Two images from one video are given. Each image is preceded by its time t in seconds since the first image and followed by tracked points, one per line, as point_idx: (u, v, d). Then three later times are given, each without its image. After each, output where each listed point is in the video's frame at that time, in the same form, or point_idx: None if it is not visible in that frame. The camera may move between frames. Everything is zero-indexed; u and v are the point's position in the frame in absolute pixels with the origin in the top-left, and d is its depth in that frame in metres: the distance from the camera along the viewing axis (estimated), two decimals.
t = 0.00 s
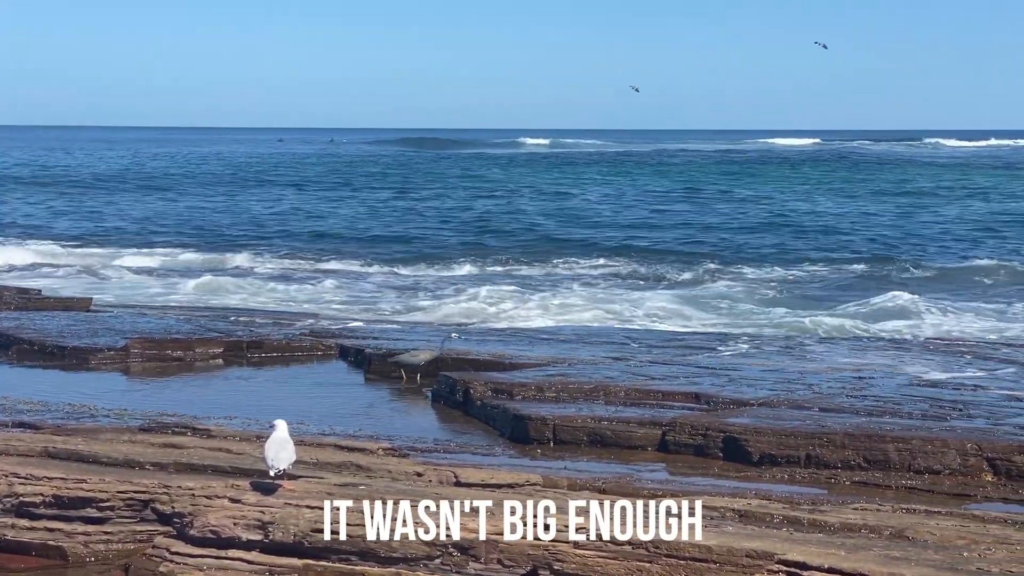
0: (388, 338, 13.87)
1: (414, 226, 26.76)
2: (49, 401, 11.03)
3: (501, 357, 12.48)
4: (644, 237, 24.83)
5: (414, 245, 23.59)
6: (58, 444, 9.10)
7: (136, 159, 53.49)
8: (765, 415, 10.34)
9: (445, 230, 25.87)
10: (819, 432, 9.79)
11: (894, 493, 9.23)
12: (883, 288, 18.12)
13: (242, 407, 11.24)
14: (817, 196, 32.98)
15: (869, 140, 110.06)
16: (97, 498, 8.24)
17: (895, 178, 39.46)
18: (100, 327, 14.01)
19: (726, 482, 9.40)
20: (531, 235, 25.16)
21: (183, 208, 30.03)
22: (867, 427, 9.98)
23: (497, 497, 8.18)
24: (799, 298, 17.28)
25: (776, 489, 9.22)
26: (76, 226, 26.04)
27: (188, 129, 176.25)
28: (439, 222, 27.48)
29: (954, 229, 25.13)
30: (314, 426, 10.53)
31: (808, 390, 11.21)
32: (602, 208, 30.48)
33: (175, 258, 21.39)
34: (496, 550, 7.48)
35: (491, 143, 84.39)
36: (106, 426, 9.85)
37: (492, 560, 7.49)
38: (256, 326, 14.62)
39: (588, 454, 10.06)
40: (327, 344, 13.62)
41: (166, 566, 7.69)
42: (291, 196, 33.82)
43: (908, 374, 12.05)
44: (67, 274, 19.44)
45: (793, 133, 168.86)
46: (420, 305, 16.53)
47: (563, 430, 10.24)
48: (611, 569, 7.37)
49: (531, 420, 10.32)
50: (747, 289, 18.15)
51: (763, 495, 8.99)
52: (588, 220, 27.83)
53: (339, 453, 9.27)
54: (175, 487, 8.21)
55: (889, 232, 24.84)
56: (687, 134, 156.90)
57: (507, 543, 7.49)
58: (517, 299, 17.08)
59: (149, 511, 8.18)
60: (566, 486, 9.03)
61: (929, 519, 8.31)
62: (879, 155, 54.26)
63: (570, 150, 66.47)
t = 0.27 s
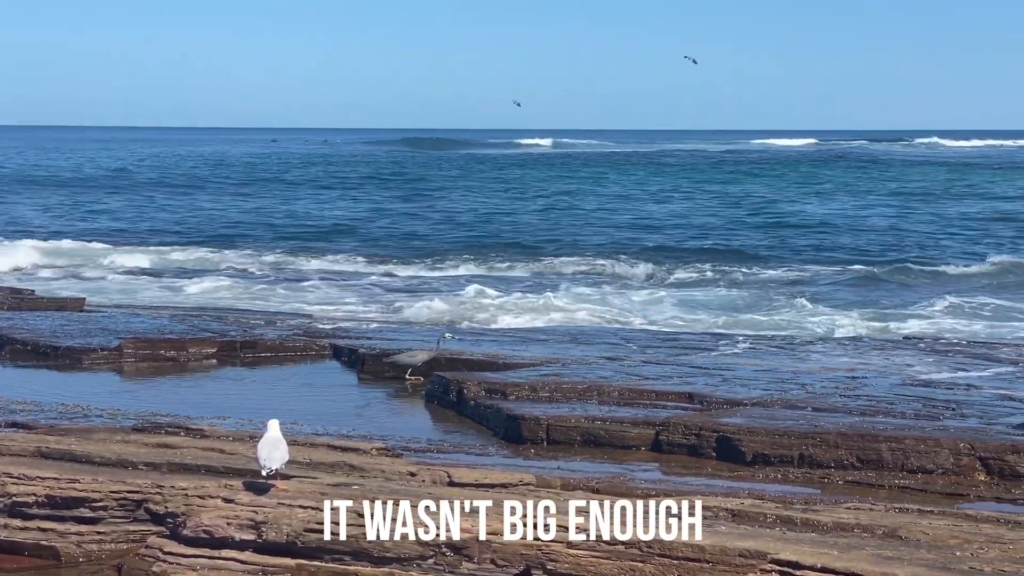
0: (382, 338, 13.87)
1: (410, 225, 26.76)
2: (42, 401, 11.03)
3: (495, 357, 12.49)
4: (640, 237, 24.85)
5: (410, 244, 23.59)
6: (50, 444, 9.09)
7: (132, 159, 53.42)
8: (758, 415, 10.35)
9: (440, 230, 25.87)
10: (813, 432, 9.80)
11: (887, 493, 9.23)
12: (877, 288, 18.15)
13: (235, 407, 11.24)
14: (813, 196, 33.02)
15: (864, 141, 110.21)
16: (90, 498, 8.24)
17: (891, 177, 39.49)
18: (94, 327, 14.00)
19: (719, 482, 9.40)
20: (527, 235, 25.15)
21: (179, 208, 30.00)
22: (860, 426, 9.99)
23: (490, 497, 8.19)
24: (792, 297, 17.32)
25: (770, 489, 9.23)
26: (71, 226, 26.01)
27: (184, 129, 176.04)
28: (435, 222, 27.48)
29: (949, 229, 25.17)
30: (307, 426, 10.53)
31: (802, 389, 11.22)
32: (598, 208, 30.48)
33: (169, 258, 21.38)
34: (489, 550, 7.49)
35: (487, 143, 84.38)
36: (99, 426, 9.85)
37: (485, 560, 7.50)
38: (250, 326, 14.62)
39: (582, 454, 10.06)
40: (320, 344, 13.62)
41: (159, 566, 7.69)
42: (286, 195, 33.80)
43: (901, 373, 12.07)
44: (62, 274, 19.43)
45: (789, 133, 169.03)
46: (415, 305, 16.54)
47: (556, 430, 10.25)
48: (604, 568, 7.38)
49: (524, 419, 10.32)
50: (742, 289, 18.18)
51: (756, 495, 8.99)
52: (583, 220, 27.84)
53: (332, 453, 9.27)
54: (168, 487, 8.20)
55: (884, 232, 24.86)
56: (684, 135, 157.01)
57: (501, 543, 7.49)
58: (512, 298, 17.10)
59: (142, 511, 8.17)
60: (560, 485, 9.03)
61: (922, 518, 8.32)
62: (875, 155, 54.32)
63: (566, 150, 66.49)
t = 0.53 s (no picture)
0: (376, 338, 13.87)
1: (405, 225, 26.75)
2: (35, 402, 11.01)
3: (489, 357, 12.48)
4: (635, 236, 24.86)
5: (404, 244, 23.58)
6: (43, 445, 9.07)
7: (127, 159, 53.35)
8: (751, 414, 10.36)
9: (435, 230, 25.86)
10: (806, 432, 9.80)
11: (880, 492, 9.24)
12: (872, 288, 18.18)
13: (229, 408, 11.23)
14: (808, 196, 33.05)
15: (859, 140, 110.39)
16: (83, 498, 8.22)
17: (887, 177, 39.52)
18: (87, 327, 13.98)
19: (713, 481, 9.41)
20: (522, 235, 25.16)
21: (173, 208, 29.97)
22: (854, 426, 10.00)
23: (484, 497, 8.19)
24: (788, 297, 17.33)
25: (763, 488, 9.23)
26: (65, 226, 25.97)
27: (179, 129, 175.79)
28: (430, 222, 27.48)
29: (943, 229, 25.21)
30: (300, 426, 10.53)
31: (795, 389, 11.23)
32: (594, 208, 30.49)
33: (163, 258, 21.36)
34: (482, 550, 7.48)
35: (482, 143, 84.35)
36: (92, 427, 9.84)
37: (478, 560, 7.49)
38: (243, 326, 14.61)
39: (575, 454, 10.07)
40: (314, 344, 13.61)
41: (152, 567, 7.68)
42: (282, 195, 33.77)
43: (894, 373, 12.08)
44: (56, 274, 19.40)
45: (785, 133, 169.23)
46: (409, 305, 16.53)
47: (549, 430, 10.25)
48: (597, 569, 7.38)
49: (518, 420, 10.32)
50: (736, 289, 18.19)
51: (749, 495, 9.00)
52: (578, 220, 27.84)
53: (326, 454, 9.27)
54: (161, 488, 8.19)
55: (879, 232, 24.89)
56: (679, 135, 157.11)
57: (494, 543, 7.48)
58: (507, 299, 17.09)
59: (135, 512, 8.17)
60: (553, 485, 9.03)
61: (914, 518, 8.33)
62: (870, 155, 54.38)
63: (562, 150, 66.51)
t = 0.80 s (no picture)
0: (369, 339, 13.86)
1: (400, 226, 26.75)
2: (27, 403, 10.99)
3: (482, 357, 12.48)
4: (629, 236, 24.87)
5: (399, 245, 23.57)
6: (35, 446, 9.04)
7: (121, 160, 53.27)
8: (744, 414, 10.36)
9: (430, 230, 25.85)
10: (799, 432, 9.81)
11: (873, 492, 9.24)
12: (866, 288, 18.19)
13: (221, 409, 11.22)
14: (803, 196, 33.09)
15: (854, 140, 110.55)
16: (75, 500, 8.19)
17: (882, 177, 39.56)
18: (79, 328, 13.96)
19: (706, 481, 9.41)
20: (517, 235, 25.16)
21: (167, 209, 29.93)
22: (846, 426, 10.01)
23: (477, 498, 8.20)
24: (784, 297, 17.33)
25: (755, 488, 9.24)
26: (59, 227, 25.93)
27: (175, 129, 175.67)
28: (425, 222, 27.47)
29: (937, 229, 25.27)
30: (293, 427, 10.52)
31: (787, 389, 11.24)
32: (589, 208, 30.50)
33: (157, 259, 21.33)
34: (475, 550, 7.47)
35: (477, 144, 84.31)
36: (84, 429, 9.82)
37: (471, 560, 7.48)
38: (236, 327, 14.59)
39: (568, 454, 10.07)
40: (307, 345, 13.60)
41: (144, 568, 7.66)
42: (276, 196, 33.74)
43: (886, 373, 12.10)
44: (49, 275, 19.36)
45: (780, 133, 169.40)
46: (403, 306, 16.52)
47: (542, 430, 10.25)
48: (591, 569, 7.38)
49: (511, 420, 10.32)
50: (731, 289, 18.20)
51: (742, 494, 9.00)
52: (573, 220, 27.84)
53: (319, 455, 9.26)
54: (153, 489, 8.16)
55: (874, 232, 24.91)
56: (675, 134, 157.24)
57: (488, 543, 7.48)
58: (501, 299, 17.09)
59: (128, 513, 8.15)
60: (546, 486, 9.03)
61: (907, 518, 8.33)
62: (865, 155, 54.45)
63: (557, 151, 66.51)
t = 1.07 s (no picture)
0: (362, 340, 13.85)
1: (394, 226, 26.75)
2: (18, 405, 10.97)
3: (475, 358, 12.47)
4: (624, 237, 24.88)
5: (393, 245, 23.57)
6: (26, 448, 9.00)
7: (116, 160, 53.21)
8: (736, 415, 10.37)
9: (425, 231, 25.85)
10: (791, 432, 9.82)
11: (866, 492, 9.24)
12: (860, 288, 18.20)
13: (213, 411, 11.21)
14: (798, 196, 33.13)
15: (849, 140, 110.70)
16: (66, 501, 8.14)
17: (877, 178, 39.60)
18: (71, 330, 13.93)
19: (698, 482, 9.42)
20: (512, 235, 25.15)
21: (162, 210, 29.89)
22: (838, 426, 10.02)
23: (469, 499, 8.18)
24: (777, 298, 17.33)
25: (748, 489, 9.24)
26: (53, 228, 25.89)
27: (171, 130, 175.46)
28: (420, 222, 27.46)
29: (931, 229, 25.30)
30: (286, 428, 10.52)
31: (780, 390, 11.25)
32: (583, 208, 30.51)
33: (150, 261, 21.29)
34: (467, 551, 7.45)
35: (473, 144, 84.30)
36: (76, 430, 9.80)
37: (463, 561, 7.45)
38: (229, 328, 14.58)
39: (560, 455, 10.07)
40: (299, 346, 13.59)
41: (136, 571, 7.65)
42: (271, 196, 33.71)
43: (878, 373, 12.11)
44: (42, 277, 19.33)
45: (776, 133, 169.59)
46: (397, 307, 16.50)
47: (535, 431, 10.25)
48: (583, 569, 7.37)
49: (503, 421, 10.31)
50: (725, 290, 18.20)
51: (735, 495, 9.00)
52: (568, 221, 27.85)
53: (311, 456, 9.25)
54: (145, 490, 8.11)
55: (868, 232, 24.93)
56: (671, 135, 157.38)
57: (480, 544, 7.44)
58: (494, 300, 17.07)
59: (120, 515, 8.13)
60: (538, 487, 9.02)
61: (899, 517, 8.33)
62: (860, 156, 54.48)
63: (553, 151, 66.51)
